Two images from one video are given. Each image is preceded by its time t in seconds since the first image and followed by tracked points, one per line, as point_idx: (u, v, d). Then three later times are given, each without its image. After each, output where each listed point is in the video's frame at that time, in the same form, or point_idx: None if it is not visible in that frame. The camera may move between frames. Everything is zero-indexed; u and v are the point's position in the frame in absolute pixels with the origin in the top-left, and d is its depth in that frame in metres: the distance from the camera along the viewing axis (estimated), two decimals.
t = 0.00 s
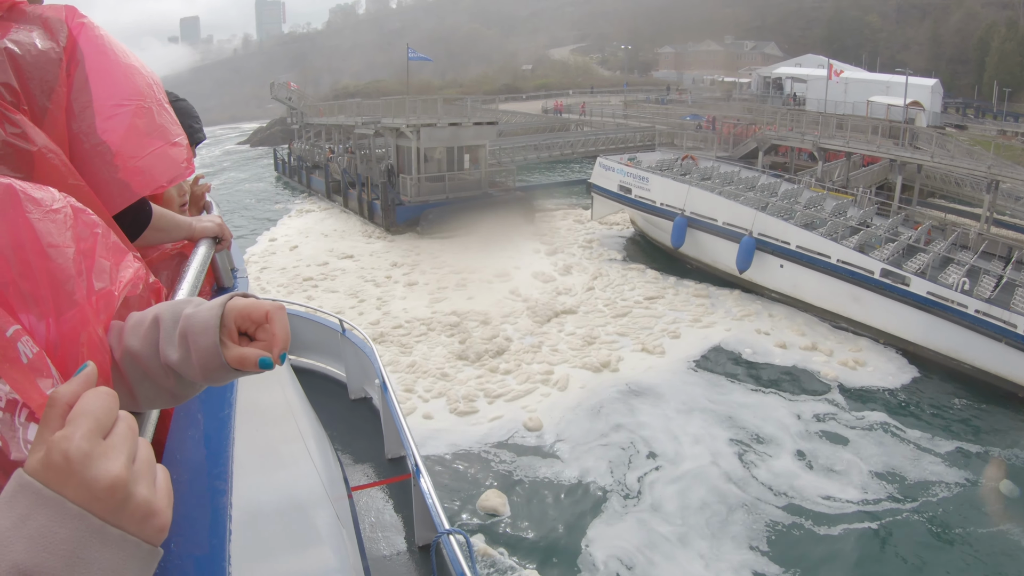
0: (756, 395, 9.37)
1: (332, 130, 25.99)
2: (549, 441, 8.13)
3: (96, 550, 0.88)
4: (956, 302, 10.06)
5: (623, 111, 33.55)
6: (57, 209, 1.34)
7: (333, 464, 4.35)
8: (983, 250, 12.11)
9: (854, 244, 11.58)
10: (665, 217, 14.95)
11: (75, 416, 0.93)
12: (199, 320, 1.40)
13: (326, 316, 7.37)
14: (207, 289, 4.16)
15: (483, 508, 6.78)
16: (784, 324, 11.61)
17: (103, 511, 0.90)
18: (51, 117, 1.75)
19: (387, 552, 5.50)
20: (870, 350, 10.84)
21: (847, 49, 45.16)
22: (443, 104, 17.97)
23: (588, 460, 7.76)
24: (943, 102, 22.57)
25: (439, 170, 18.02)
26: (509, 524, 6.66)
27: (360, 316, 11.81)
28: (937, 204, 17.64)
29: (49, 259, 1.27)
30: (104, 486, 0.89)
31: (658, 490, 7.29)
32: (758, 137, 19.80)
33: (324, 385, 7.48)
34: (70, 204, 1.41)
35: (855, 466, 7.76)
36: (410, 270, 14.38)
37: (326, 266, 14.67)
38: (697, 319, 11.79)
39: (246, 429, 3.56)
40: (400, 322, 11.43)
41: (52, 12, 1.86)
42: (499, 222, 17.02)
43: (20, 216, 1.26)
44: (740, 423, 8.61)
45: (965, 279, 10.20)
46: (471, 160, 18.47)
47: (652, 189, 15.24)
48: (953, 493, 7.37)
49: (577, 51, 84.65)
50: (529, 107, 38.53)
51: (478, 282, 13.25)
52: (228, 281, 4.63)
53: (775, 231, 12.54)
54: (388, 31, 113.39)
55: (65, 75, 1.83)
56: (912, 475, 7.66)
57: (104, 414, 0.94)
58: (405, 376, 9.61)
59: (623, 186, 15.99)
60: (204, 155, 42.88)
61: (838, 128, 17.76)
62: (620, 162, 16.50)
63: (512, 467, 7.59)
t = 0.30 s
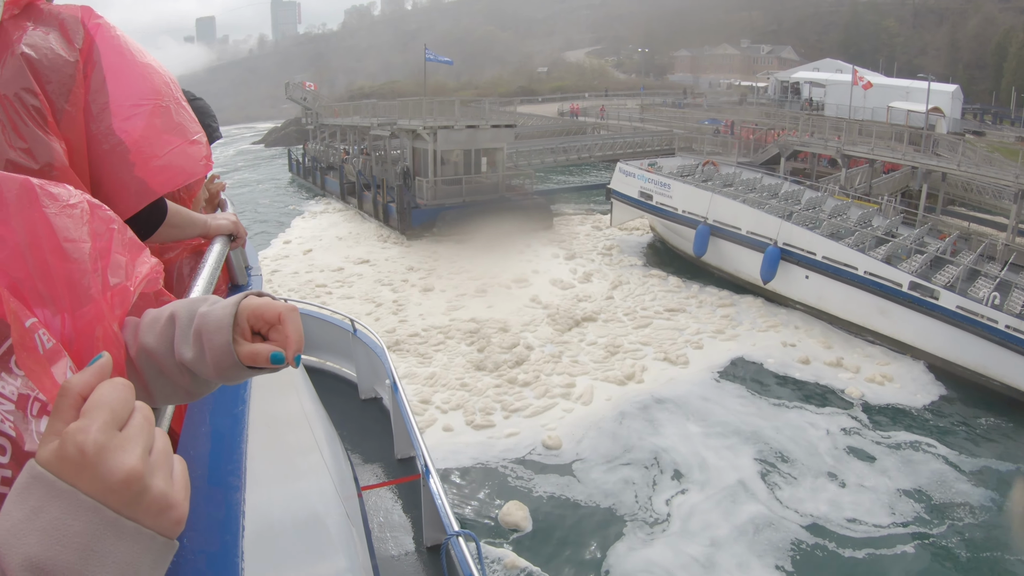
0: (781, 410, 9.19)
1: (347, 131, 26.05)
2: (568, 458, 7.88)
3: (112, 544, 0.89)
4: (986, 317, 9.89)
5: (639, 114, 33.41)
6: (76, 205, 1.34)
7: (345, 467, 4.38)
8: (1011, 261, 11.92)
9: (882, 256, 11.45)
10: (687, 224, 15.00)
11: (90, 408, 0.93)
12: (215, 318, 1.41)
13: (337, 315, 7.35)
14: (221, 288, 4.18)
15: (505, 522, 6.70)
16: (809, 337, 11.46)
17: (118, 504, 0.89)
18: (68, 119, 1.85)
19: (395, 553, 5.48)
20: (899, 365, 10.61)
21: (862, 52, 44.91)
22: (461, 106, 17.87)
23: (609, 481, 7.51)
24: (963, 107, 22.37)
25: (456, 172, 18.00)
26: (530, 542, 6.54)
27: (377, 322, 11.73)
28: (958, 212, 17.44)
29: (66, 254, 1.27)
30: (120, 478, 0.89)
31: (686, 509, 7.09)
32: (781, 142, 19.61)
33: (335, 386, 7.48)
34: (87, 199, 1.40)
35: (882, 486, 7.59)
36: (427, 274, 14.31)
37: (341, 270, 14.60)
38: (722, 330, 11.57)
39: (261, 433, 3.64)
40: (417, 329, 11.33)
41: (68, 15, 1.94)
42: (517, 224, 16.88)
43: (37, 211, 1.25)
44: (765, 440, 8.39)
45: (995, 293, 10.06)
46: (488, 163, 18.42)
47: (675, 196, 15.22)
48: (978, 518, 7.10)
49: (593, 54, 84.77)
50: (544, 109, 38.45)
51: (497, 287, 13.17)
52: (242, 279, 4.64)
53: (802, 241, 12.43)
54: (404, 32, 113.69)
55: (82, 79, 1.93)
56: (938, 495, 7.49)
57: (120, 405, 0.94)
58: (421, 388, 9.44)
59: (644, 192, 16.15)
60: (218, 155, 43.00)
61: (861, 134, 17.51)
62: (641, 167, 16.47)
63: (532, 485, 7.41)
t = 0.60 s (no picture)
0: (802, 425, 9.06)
1: (360, 133, 26.10)
2: (585, 476, 7.65)
3: (128, 542, 0.87)
4: (1016, 332, 9.63)
5: (653, 119, 33.28)
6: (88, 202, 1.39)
7: (352, 465, 4.42)
8: None
9: (908, 267, 11.19)
10: (708, 233, 14.88)
11: (108, 405, 0.92)
12: (223, 312, 1.53)
13: (347, 316, 7.34)
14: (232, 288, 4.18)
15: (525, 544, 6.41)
16: (835, 350, 11.20)
17: (134, 501, 0.88)
18: (80, 122, 1.87)
19: (403, 553, 5.52)
20: (924, 380, 10.37)
21: (878, 57, 44.64)
22: (476, 109, 17.97)
23: (632, 502, 7.22)
24: (980, 114, 22.22)
25: (471, 176, 17.98)
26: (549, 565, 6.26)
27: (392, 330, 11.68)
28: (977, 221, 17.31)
29: (80, 253, 1.31)
30: (136, 478, 0.87)
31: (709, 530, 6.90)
32: (801, 149, 19.44)
33: (345, 387, 7.48)
34: (101, 201, 1.43)
35: (908, 506, 7.40)
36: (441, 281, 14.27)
37: (354, 276, 14.55)
38: (744, 343, 11.34)
39: (270, 441, 3.62)
40: (432, 337, 11.25)
41: (80, 19, 1.95)
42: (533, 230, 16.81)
43: (54, 213, 1.28)
44: (788, 458, 8.19)
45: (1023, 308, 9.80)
46: (504, 167, 18.43)
47: (696, 204, 15.07)
48: (1007, 534, 7.01)
49: (607, 59, 85.02)
50: (558, 113, 38.42)
51: (514, 296, 13.14)
52: (253, 278, 4.63)
53: (825, 251, 12.16)
54: (417, 33, 114.05)
55: (94, 82, 1.96)
56: (969, 516, 7.31)
57: (140, 403, 0.93)
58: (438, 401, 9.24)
59: (663, 199, 16.11)
60: (230, 155, 43.12)
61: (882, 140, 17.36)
62: (660, 174, 16.41)
63: (547, 497, 7.21)
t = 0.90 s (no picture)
0: (822, 439, 8.84)
1: (371, 135, 26.00)
2: (604, 497, 7.48)
3: (145, 545, 0.94)
4: None
5: (667, 124, 33.07)
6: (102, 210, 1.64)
7: (360, 468, 4.42)
8: None
9: (932, 282, 10.97)
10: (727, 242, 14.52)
11: (129, 407, 0.98)
12: (232, 315, 1.62)
13: (353, 317, 7.34)
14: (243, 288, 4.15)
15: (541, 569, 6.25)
16: (857, 367, 10.95)
17: (152, 507, 0.94)
18: (94, 122, 2.16)
19: (406, 556, 5.60)
20: (947, 398, 10.12)
21: (894, 65, 44.22)
22: (490, 113, 17.81)
23: (649, 521, 7.09)
24: (999, 123, 21.98)
25: (483, 180, 17.86)
26: None
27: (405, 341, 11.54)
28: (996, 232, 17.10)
29: (93, 259, 1.53)
30: (155, 482, 0.94)
31: (728, 553, 6.70)
32: (819, 158, 19.24)
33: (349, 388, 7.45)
34: (116, 212, 1.70)
35: (935, 532, 7.17)
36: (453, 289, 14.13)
37: (363, 283, 14.46)
38: (765, 357, 11.09)
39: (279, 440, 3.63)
40: (443, 349, 11.03)
41: (94, 24, 2.27)
42: (547, 238, 16.67)
43: (70, 221, 1.52)
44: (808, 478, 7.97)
45: None
46: (517, 173, 18.29)
47: (713, 213, 14.83)
48: None
49: (618, 64, 84.89)
50: (570, 117, 38.25)
51: (529, 307, 12.97)
52: (264, 280, 4.62)
53: (847, 264, 11.98)
54: (430, 37, 114.23)
55: (108, 83, 2.25)
56: (996, 541, 7.08)
57: (157, 408, 1.00)
58: (448, 417, 8.97)
59: (679, 207, 15.90)
60: (241, 156, 43.14)
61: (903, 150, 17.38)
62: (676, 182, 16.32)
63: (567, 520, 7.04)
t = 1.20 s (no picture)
0: (842, 457, 8.67)
1: (381, 137, 26.00)
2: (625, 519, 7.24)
3: (144, 542, 0.92)
4: None
5: (679, 129, 32.97)
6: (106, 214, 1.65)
7: (362, 468, 4.38)
8: None
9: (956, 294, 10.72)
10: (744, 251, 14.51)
11: (131, 404, 0.97)
12: (234, 316, 1.62)
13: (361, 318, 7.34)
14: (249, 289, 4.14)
15: None
16: (879, 380, 10.77)
17: (153, 503, 0.93)
18: (98, 124, 2.18)
19: (410, 556, 5.63)
20: (969, 415, 9.93)
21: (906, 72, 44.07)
22: (502, 116, 17.74)
23: (668, 538, 6.98)
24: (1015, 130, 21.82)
25: (495, 184, 17.80)
26: None
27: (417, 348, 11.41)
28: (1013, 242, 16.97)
29: (95, 261, 1.55)
30: (156, 479, 0.92)
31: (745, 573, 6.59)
32: (836, 164, 19.10)
33: (355, 389, 7.42)
34: (122, 216, 1.70)
35: (955, 556, 6.99)
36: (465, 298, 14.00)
37: (371, 288, 14.44)
38: (785, 368, 11.01)
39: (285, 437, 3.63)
40: (455, 361, 10.78)
41: (100, 24, 2.28)
42: (560, 244, 16.62)
43: (75, 223, 1.54)
44: (832, 497, 7.83)
45: None
46: (529, 177, 18.23)
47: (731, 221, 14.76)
48: None
49: (628, 67, 84.94)
50: (581, 122, 38.20)
51: (542, 316, 12.74)
52: (269, 280, 4.59)
53: (868, 274, 11.72)
54: (439, 39, 114.57)
55: (113, 81, 2.26)
56: (1018, 567, 6.89)
57: (159, 405, 0.99)
58: (457, 433, 8.70)
59: (696, 214, 15.90)
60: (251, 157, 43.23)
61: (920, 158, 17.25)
62: (693, 188, 16.25)
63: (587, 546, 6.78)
